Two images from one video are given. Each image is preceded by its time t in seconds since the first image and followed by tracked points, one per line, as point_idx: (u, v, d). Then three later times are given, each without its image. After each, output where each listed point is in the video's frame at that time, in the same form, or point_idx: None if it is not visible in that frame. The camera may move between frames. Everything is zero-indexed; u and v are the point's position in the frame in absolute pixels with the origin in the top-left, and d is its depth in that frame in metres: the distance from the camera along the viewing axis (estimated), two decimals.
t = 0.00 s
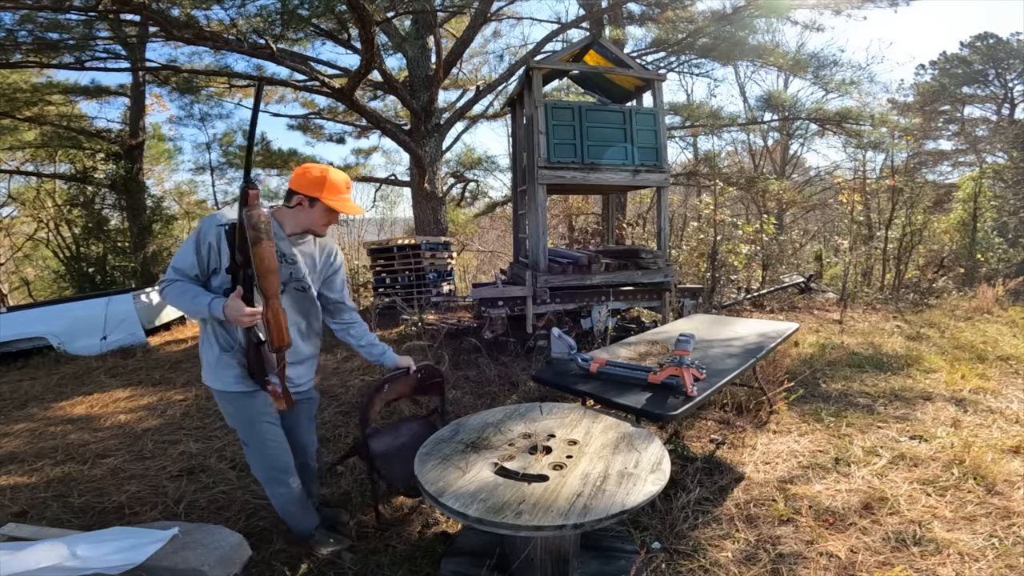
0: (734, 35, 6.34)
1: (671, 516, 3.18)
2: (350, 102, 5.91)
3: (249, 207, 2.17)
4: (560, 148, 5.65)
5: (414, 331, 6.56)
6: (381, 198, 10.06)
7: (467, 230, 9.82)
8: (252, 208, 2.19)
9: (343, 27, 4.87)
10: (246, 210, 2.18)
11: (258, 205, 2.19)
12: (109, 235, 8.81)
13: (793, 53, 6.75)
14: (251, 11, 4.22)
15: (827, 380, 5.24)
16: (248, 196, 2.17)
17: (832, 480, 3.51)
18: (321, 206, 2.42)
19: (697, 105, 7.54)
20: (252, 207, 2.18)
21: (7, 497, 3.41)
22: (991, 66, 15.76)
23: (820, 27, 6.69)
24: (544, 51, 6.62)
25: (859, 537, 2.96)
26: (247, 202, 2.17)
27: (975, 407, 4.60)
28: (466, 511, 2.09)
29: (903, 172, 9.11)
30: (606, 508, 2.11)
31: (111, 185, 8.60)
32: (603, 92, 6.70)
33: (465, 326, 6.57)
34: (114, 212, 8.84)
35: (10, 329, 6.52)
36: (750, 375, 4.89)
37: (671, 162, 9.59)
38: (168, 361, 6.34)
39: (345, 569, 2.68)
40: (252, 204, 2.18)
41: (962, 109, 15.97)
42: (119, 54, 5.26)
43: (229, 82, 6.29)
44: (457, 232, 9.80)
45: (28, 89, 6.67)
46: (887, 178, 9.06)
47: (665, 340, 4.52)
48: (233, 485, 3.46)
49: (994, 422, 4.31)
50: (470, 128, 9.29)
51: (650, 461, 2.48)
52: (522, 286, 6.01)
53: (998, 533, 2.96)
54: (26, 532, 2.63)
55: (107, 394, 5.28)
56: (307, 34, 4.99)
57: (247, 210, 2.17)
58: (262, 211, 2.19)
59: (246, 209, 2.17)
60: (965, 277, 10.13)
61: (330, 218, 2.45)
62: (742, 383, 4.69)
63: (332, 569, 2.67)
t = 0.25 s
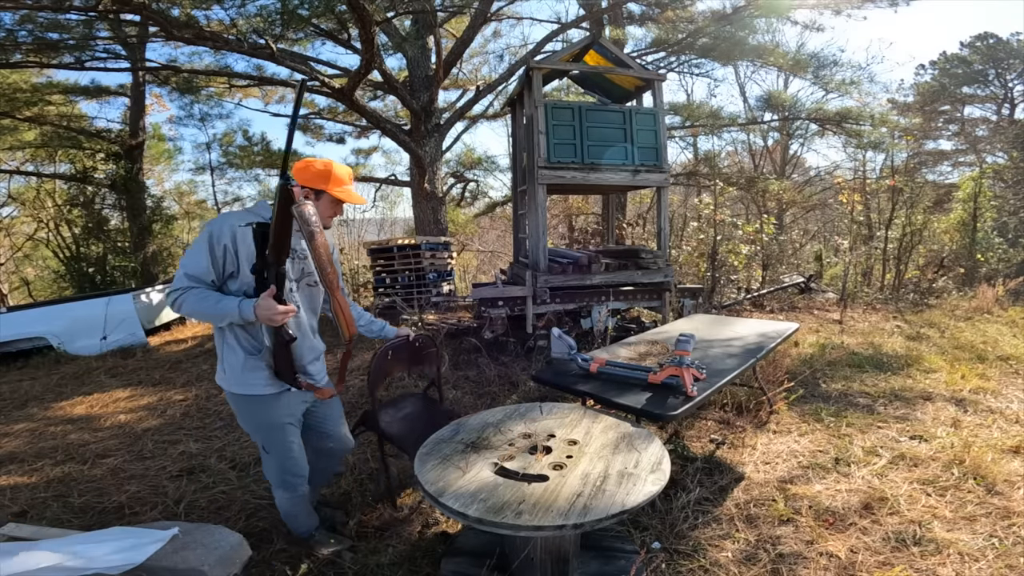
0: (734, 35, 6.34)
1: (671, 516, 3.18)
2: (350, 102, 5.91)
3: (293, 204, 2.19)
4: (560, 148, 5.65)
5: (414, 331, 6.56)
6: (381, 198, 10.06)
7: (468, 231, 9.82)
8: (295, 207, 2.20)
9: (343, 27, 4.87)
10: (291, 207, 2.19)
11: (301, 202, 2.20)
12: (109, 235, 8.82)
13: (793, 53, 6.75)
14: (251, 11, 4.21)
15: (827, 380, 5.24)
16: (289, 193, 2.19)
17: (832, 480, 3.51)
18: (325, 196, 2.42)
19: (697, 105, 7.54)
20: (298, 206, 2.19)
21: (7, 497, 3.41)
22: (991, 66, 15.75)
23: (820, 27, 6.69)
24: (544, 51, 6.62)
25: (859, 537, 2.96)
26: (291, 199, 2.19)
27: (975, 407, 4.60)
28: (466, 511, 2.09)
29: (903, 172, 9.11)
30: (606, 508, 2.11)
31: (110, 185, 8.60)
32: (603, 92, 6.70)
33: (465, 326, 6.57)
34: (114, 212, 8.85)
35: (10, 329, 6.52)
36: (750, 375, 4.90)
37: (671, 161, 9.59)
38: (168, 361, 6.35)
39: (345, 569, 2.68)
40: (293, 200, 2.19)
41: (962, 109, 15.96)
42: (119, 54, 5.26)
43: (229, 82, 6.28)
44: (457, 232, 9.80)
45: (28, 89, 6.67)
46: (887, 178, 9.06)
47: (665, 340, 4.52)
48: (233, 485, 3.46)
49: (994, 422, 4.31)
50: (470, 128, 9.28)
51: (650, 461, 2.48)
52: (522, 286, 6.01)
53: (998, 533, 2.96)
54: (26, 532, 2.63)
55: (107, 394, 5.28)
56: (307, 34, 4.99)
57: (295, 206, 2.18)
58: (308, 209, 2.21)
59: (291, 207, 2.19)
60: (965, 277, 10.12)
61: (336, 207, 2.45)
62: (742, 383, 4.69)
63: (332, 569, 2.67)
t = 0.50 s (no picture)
0: (734, 35, 6.34)
1: (671, 516, 3.18)
2: (350, 102, 5.91)
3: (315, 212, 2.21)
4: (560, 148, 5.65)
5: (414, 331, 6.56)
6: (381, 198, 10.06)
7: (467, 231, 9.82)
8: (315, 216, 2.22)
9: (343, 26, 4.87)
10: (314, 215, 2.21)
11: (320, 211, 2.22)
12: (109, 235, 8.82)
13: (793, 53, 6.75)
14: (251, 11, 4.20)
15: (827, 380, 5.24)
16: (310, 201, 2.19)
17: (832, 480, 3.51)
18: (480, 193, 3.10)
19: (697, 105, 7.54)
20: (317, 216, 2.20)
21: (7, 497, 3.41)
22: (991, 66, 15.74)
23: (820, 27, 6.69)
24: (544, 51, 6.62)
25: (859, 537, 2.96)
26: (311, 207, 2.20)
27: (975, 407, 4.60)
28: (466, 511, 2.09)
29: (903, 172, 9.11)
30: (605, 508, 2.11)
31: (110, 185, 8.59)
32: (602, 92, 6.70)
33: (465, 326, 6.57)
34: (114, 212, 8.85)
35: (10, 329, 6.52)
36: (750, 375, 4.90)
37: (671, 161, 9.59)
38: (168, 361, 6.35)
39: (345, 569, 2.68)
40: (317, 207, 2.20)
41: (962, 109, 15.95)
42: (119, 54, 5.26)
43: (229, 82, 6.28)
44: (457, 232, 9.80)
45: (28, 89, 6.67)
46: (887, 178, 9.06)
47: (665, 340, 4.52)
48: (233, 485, 3.46)
49: (994, 422, 4.31)
50: (470, 128, 9.28)
51: (650, 461, 2.48)
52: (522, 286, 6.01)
53: (998, 534, 2.96)
54: (25, 532, 2.63)
55: (107, 394, 5.28)
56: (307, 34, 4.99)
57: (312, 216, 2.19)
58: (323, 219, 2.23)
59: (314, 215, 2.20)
60: (965, 277, 10.12)
61: (487, 202, 3.15)
62: (742, 383, 4.69)
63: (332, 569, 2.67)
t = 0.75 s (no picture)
0: (734, 35, 6.34)
1: (671, 516, 3.18)
2: (350, 102, 5.91)
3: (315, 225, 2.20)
4: (560, 148, 5.65)
5: (414, 331, 6.56)
6: (381, 198, 10.06)
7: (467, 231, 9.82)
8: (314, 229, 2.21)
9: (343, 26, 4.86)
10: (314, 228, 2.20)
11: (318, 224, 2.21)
12: (109, 235, 8.82)
13: (793, 53, 6.75)
14: (251, 11, 4.20)
15: (827, 380, 5.24)
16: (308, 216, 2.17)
17: (832, 480, 3.51)
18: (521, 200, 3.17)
19: (697, 105, 7.53)
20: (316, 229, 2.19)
21: (7, 497, 3.41)
22: (991, 66, 15.74)
23: (820, 27, 6.69)
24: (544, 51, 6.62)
25: (859, 537, 2.96)
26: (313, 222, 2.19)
27: (976, 407, 4.60)
28: (466, 511, 2.09)
29: (903, 172, 9.11)
30: (606, 508, 2.11)
31: (110, 185, 8.59)
32: (602, 92, 6.70)
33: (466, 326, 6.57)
34: (114, 211, 8.84)
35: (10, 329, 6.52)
36: (750, 375, 4.90)
37: (671, 162, 9.60)
38: (168, 361, 6.35)
39: (345, 569, 2.68)
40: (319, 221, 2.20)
41: (962, 109, 15.95)
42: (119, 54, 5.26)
43: (229, 82, 6.28)
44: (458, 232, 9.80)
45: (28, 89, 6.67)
46: (887, 178, 9.06)
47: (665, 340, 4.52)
48: (233, 485, 3.47)
49: (994, 422, 4.31)
50: (470, 128, 9.28)
51: (650, 461, 2.48)
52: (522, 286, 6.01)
53: (998, 534, 2.96)
54: (26, 533, 2.63)
55: (107, 394, 5.28)
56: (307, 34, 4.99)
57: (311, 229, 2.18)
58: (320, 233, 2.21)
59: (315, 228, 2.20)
60: (965, 277, 10.12)
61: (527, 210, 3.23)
62: (742, 383, 4.69)
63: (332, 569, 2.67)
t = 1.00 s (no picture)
0: (734, 35, 6.34)
1: (671, 516, 3.18)
2: (350, 102, 5.91)
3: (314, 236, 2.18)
4: (560, 148, 5.65)
5: (414, 331, 6.56)
6: (381, 198, 10.06)
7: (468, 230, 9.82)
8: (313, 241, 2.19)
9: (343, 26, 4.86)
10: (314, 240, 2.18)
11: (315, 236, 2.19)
12: (109, 235, 8.82)
13: (793, 53, 6.75)
14: (251, 11, 4.20)
15: (827, 380, 5.25)
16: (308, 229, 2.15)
17: (832, 480, 3.51)
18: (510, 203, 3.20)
19: (697, 104, 7.53)
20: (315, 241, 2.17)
21: (7, 497, 3.41)
22: (991, 66, 15.74)
23: (820, 27, 6.69)
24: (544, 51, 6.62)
25: (859, 537, 2.96)
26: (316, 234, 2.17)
27: (975, 407, 4.60)
28: (466, 511, 2.09)
29: (903, 172, 9.12)
30: (605, 508, 2.11)
31: (110, 185, 8.59)
32: (603, 92, 6.70)
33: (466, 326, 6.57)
34: (114, 211, 8.84)
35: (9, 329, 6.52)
36: (750, 375, 4.89)
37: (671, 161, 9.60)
38: (168, 361, 6.35)
39: (345, 569, 2.68)
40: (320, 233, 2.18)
41: (962, 109, 15.95)
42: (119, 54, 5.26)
43: (229, 82, 6.28)
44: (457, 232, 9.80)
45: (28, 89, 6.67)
46: (887, 178, 9.06)
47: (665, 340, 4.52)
48: (233, 485, 3.47)
49: (994, 422, 4.30)
50: (470, 128, 9.28)
51: (650, 461, 2.48)
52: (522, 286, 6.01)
53: (998, 533, 2.96)
54: (25, 533, 2.63)
55: (107, 394, 5.28)
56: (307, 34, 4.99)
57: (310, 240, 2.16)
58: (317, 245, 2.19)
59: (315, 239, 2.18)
60: (965, 277, 10.11)
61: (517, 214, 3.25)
62: (742, 383, 4.69)
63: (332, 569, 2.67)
